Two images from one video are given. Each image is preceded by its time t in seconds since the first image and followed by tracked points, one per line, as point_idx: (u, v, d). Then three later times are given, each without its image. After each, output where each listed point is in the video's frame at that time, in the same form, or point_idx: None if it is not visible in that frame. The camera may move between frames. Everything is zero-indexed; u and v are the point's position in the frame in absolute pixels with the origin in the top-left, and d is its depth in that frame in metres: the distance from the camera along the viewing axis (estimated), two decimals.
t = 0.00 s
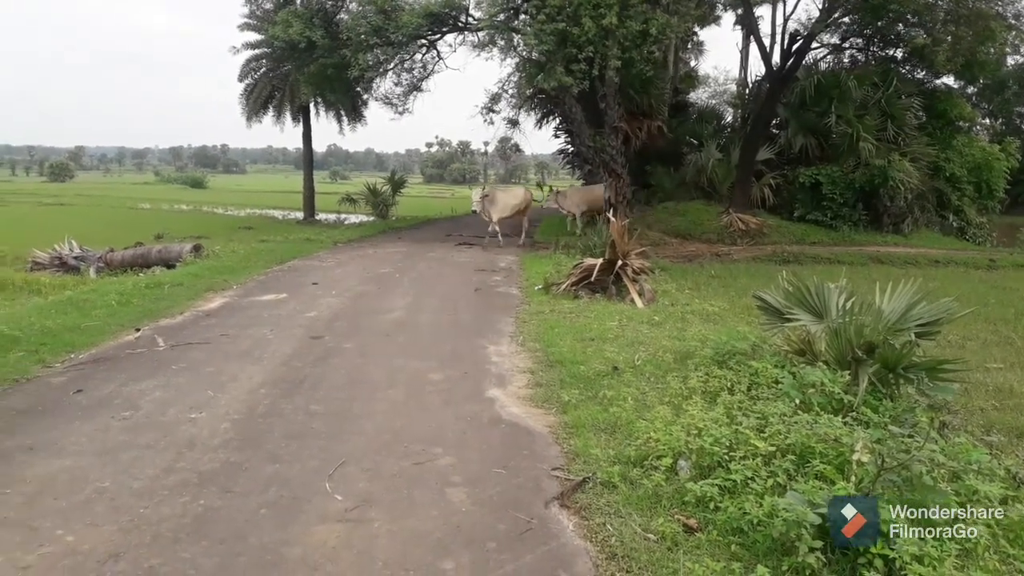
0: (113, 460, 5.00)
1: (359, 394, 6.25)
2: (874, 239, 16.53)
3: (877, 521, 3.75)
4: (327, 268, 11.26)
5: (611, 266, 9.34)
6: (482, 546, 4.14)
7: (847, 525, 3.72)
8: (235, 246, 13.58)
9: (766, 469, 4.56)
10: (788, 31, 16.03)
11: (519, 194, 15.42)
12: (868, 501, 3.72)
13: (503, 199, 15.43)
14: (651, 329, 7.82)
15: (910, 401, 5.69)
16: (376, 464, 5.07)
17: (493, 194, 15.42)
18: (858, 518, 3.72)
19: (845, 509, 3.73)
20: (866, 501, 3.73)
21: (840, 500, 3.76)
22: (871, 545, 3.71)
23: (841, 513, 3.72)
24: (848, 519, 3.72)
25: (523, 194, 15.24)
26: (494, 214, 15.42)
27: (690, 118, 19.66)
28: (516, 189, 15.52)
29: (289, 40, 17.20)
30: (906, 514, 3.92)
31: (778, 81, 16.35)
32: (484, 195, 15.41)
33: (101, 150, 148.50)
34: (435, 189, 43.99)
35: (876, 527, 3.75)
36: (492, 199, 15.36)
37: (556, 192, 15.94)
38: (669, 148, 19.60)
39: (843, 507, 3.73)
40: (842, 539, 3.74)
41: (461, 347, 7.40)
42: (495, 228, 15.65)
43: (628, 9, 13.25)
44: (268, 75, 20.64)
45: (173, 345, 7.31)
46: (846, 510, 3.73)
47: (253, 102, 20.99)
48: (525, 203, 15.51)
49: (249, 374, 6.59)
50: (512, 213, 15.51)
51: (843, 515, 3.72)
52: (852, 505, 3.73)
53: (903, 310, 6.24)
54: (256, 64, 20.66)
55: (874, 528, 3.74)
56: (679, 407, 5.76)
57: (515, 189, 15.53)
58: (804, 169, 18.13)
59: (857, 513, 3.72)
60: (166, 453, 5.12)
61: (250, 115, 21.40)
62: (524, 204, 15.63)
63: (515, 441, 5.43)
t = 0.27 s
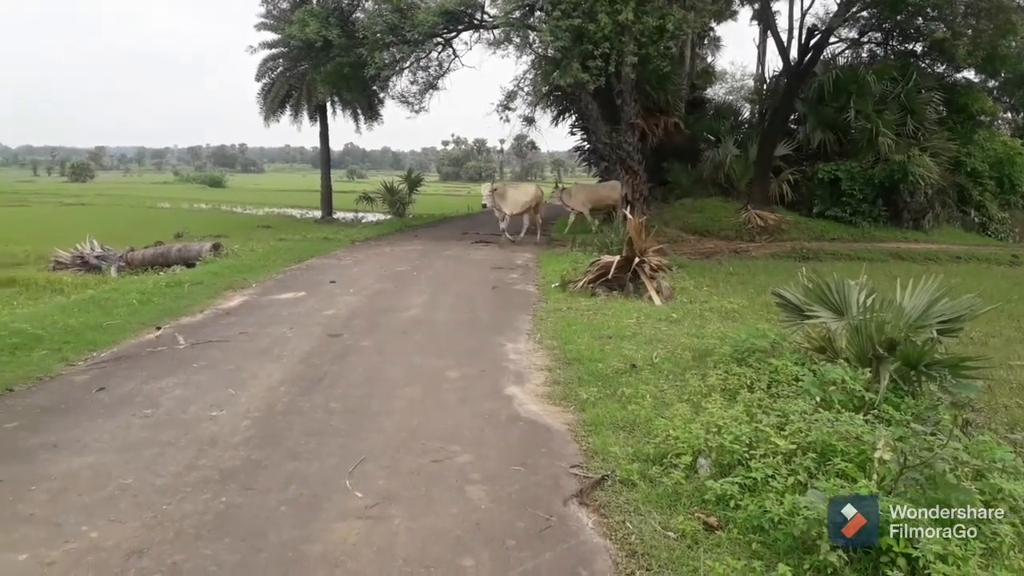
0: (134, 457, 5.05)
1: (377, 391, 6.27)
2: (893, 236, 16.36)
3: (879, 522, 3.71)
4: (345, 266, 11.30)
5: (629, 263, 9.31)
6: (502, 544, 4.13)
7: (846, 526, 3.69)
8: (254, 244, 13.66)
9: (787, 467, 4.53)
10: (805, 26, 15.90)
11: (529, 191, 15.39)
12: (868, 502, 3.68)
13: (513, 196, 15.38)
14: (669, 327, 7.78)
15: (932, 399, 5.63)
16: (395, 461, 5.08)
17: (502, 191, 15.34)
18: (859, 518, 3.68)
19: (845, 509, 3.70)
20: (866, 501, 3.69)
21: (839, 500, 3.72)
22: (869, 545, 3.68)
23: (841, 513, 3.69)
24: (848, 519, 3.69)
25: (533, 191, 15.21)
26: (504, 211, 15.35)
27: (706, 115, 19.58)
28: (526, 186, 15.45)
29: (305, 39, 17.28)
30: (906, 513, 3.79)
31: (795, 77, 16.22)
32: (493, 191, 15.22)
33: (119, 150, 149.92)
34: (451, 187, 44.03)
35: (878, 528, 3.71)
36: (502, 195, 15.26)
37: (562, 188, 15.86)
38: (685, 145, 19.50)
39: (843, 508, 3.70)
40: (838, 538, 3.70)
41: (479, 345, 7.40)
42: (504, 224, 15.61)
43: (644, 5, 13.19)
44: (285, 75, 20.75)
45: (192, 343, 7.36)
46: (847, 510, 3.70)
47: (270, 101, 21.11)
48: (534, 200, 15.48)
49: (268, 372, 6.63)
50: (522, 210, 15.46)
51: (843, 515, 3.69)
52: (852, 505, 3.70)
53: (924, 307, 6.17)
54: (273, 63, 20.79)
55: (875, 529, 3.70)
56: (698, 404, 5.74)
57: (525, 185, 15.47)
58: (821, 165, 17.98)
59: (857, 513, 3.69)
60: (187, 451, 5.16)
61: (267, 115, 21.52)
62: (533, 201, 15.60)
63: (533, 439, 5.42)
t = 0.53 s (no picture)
0: (157, 460, 5.12)
1: (397, 395, 6.29)
2: (920, 237, 16.11)
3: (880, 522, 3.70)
4: (366, 270, 11.36)
5: (649, 266, 9.26)
6: (520, 548, 4.13)
7: (848, 525, 3.69)
8: (276, 249, 13.78)
9: (809, 473, 4.47)
10: (828, 26, 15.71)
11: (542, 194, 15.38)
12: (867, 501, 3.70)
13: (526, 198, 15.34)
14: (689, 331, 7.71)
15: (957, 404, 5.53)
16: (414, 465, 5.10)
17: (515, 194, 15.29)
18: (859, 518, 3.69)
19: (845, 509, 3.71)
20: (866, 501, 3.71)
21: (839, 500, 3.74)
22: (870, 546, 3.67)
23: (841, 512, 3.70)
24: (848, 519, 3.69)
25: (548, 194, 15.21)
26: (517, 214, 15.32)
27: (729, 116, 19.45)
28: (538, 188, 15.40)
29: (327, 45, 17.42)
30: (906, 514, 3.71)
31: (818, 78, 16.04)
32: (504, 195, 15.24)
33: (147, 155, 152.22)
34: (472, 190, 44.10)
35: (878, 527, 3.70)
36: (514, 198, 15.19)
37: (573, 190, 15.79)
38: (707, 147, 19.37)
39: (842, 508, 3.71)
40: (841, 539, 3.71)
41: (498, 348, 7.41)
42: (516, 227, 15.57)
43: (665, 7, 13.14)
44: (307, 80, 20.93)
45: (215, 346, 7.44)
46: (847, 510, 3.71)
47: (293, 106, 21.31)
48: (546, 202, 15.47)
49: (289, 375, 6.68)
50: (534, 213, 15.45)
51: (843, 515, 3.70)
52: (852, 505, 3.71)
53: (949, 310, 6.06)
54: (295, 69, 20.98)
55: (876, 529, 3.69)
56: (719, 409, 5.68)
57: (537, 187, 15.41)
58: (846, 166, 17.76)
59: (857, 513, 3.70)
60: (208, 454, 5.21)
61: (290, 120, 21.73)
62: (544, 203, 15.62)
63: (552, 443, 5.41)
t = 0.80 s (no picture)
0: (165, 457, 5.14)
1: (405, 392, 6.31)
2: (930, 236, 16.01)
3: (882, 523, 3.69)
4: (374, 268, 11.39)
5: (657, 264, 9.23)
6: (527, 546, 4.12)
7: (848, 525, 3.69)
8: (284, 247, 13.83)
9: (817, 471, 4.44)
10: (837, 23, 15.63)
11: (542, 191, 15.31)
12: (867, 500, 3.70)
13: (526, 196, 15.20)
14: (697, 329, 7.70)
15: (967, 402, 5.49)
16: (422, 462, 5.10)
17: (514, 192, 15.11)
18: (859, 518, 3.69)
19: (845, 510, 3.71)
20: (867, 501, 3.71)
21: (839, 501, 3.73)
22: (871, 547, 3.65)
23: (841, 512, 3.70)
24: (848, 519, 3.69)
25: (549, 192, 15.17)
26: (517, 212, 15.15)
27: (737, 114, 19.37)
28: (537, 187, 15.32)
29: (335, 44, 17.45)
30: (907, 514, 3.66)
31: (827, 75, 15.96)
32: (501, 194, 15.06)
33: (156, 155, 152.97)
34: (480, 189, 44.09)
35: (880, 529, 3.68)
36: (513, 197, 15.06)
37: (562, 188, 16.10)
38: (716, 145, 19.34)
39: (843, 508, 3.71)
40: (843, 539, 3.71)
41: (505, 346, 7.40)
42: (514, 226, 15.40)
43: (673, 4, 13.07)
44: (315, 79, 20.98)
45: (223, 344, 7.47)
46: (847, 510, 3.71)
47: (302, 105, 21.37)
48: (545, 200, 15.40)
49: (297, 373, 6.70)
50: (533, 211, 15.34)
51: (843, 515, 3.70)
52: (852, 505, 3.71)
53: (959, 308, 6.02)
54: (303, 68, 21.03)
55: (877, 530, 3.68)
56: (727, 407, 5.66)
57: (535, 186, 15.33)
58: (856, 164, 17.67)
59: (858, 513, 3.70)
60: (217, 451, 5.24)
61: (299, 119, 21.77)
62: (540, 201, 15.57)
63: (559, 441, 5.41)
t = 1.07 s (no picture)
0: (177, 457, 5.17)
1: (414, 392, 6.32)
2: (941, 236, 15.91)
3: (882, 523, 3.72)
4: (383, 269, 11.41)
5: (667, 264, 9.21)
6: (537, 547, 4.12)
7: (848, 525, 3.74)
8: (295, 248, 13.86)
9: (828, 473, 4.43)
10: (848, 22, 15.56)
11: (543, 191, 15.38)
12: (867, 501, 3.75)
13: (526, 195, 15.26)
14: (707, 329, 7.68)
15: (980, 403, 5.47)
16: (431, 463, 5.11)
17: (515, 191, 15.17)
18: (859, 518, 3.73)
19: (845, 509, 3.76)
20: (868, 501, 3.75)
21: (839, 501, 3.79)
22: (872, 546, 3.69)
23: (840, 512, 3.76)
24: (848, 519, 3.74)
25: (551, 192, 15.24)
26: (517, 212, 15.20)
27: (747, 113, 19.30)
28: (537, 187, 15.35)
29: (345, 45, 17.50)
30: (908, 514, 3.66)
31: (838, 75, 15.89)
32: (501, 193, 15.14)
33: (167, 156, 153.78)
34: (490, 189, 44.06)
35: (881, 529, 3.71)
36: (512, 197, 15.14)
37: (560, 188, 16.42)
38: (726, 144, 19.28)
39: (842, 508, 3.76)
40: (843, 539, 3.76)
41: (514, 347, 7.40)
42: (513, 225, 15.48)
43: (683, 4, 13.03)
44: (325, 80, 21.04)
45: (234, 345, 7.51)
46: (847, 510, 3.76)
47: (311, 106, 21.44)
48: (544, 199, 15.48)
49: (307, 373, 6.72)
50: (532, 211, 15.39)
51: (843, 515, 3.75)
52: (853, 505, 3.76)
53: (971, 309, 5.98)
54: (313, 69, 21.10)
55: (878, 529, 3.71)
56: (737, 408, 5.64)
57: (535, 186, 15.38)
58: (866, 163, 17.59)
59: (858, 513, 3.75)
60: (227, 451, 5.26)
61: (308, 120, 21.84)
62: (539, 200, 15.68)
63: (569, 441, 5.40)
